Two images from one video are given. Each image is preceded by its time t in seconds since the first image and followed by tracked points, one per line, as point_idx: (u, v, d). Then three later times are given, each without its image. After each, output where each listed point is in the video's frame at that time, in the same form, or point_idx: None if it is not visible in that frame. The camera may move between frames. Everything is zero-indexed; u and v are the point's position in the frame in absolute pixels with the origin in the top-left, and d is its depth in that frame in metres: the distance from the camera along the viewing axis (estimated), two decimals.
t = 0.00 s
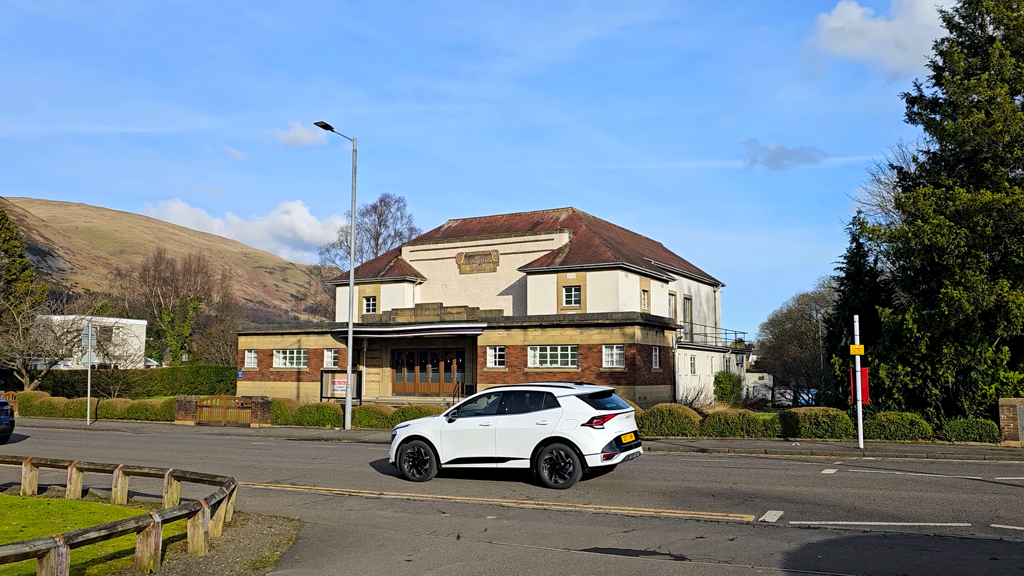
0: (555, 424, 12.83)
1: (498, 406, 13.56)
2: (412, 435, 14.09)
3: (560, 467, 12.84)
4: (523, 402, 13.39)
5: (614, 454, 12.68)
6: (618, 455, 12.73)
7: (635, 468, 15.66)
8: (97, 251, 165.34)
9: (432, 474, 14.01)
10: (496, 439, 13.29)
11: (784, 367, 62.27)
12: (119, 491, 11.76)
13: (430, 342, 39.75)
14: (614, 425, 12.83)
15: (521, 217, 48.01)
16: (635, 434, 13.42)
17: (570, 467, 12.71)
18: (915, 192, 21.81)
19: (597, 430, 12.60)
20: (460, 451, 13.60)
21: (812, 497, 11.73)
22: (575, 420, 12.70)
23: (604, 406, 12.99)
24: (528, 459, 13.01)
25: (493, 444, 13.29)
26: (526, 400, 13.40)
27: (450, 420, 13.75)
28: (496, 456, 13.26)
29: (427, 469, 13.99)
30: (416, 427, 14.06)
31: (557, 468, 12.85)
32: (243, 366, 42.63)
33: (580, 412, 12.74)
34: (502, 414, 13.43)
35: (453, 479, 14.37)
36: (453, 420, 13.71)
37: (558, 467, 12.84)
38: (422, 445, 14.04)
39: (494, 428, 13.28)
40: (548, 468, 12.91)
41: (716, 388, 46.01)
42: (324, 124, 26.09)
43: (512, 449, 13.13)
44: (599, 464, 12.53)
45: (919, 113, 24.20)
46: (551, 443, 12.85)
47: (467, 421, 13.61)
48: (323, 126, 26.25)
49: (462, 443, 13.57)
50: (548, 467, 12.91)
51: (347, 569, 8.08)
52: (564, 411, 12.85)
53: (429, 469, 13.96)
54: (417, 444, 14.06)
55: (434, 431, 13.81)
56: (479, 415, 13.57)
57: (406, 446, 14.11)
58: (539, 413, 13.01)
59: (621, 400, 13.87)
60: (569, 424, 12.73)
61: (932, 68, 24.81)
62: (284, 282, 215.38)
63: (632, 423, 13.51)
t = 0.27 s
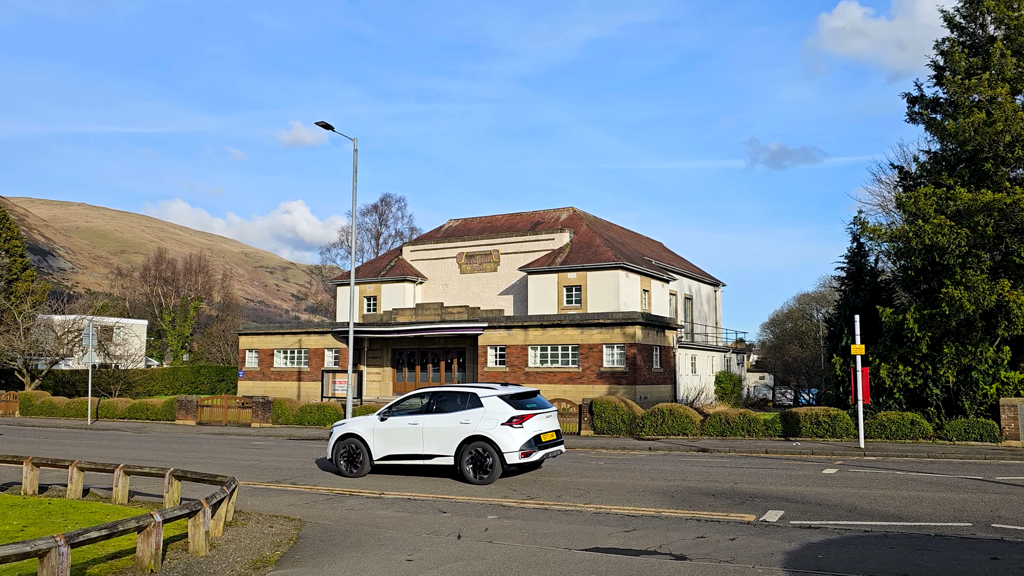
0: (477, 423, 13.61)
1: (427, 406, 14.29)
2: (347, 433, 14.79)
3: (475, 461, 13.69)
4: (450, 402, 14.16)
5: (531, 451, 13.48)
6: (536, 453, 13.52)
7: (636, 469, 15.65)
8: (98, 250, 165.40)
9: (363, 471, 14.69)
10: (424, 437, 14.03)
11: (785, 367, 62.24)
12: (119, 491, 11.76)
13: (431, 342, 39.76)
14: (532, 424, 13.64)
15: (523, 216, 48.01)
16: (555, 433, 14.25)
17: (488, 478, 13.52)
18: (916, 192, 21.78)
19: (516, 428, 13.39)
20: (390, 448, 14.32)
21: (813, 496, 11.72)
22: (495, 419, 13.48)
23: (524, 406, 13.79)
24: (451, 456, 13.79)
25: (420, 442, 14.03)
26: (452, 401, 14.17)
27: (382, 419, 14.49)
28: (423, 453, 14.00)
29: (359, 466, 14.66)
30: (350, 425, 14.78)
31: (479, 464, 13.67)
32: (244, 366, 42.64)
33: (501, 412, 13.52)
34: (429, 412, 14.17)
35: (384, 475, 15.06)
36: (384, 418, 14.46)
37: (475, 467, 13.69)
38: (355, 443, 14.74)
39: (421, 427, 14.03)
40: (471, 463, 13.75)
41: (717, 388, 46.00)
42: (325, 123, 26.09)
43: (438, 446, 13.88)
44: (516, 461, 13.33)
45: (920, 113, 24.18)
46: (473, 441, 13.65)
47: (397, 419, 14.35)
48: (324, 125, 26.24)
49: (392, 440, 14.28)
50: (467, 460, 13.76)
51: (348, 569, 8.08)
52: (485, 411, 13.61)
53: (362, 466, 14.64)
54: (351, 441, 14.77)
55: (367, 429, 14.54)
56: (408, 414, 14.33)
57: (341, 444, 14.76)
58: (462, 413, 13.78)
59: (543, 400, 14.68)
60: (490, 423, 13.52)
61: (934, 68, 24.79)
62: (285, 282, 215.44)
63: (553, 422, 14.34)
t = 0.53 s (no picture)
0: (405, 422, 14.34)
1: (362, 406, 15.03)
2: (289, 431, 15.57)
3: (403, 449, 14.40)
4: (383, 401, 14.89)
5: (457, 449, 14.17)
6: (462, 450, 14.22)
7: (637, 469, 15.67)
8: (99, 250, 165.39)
9: (303, 468, 15.45)
10: (358, 435, 14.77)
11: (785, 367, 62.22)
12: (120, 490, 11.78)
13: (431, 342, 39.77)
14: (458, 423, 14.34)
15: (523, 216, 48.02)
16: (483, 431, 14.94)
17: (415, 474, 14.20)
18: (917, 192, 21.75)
19: (441, 427, 14.11)
20: (327, 446, 15.09)
21: (814, 497, 11.71)
22: (422, 419, 14.19)
23: (450, 405, 14.50)
24: (383, 453, 14.52)
25: (354, 439, 14.79)
26: (385, 400, 14.90)
27: (320, 418, 15.27)
28: (357, 450, 14.75)
29: (298, 463, 15.41)
30: (292, 424, 15.57)
31: (407, 461, 14.37)
32: (244, 366, 42.65)
33: (427, 411, 14.23)
34: (363, 412, 14.94)
35: (325, 472, 15.81)
36: (322, 417, 15.22)
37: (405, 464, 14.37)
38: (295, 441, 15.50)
39: (355, 425, 14.78)
40: (399, 460, 14.44)
41: (718, 388, 46.00)
42: (325, 123, 26.09)
43: (370, 443, 14.63)
44: (442, 458, 14.02)
45: (921, 113, 24.17)
46: (401, 439, 14.37)
47: (334, 418, 15.11)
48: (324, 125, 26.23)
49: (329, 438, 15.04)
50: (397, 457, 14.46)
51: (348, 569, 8.08)
52: (414, 411, 14.32)
53: (302, 463, 15.38)
54: (291, 439, 15.53)
55: (306, 427, 15.33)
56: (345, 413, 15.08)
57: (282, 442, 15.45)
58: (393, 412, 14.51)
59: (475, 400, 15.39)
60: (417, 422, 14.24)
61: (934, 67, 24.78)
62: (285, 282, 215.48)
63: (482, 422, 15.05)
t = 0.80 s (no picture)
0: (340, 421, 14.92)
1: (302, 406, 15.60)
2: (233, 430, 16.12)
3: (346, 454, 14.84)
4: (322, 401, 15.47)
5: (390, 446, 14.77)
6: (394, 448, 14.82)
7: (638, 469, 15.70)
8: (100, 251, 165.43)
9: (246, 465, 16.00)
10: (297, 434, 15.34)
11: (786, 367, 62.24)
12: (121, 491, 11.78)
13: (432, 343, 39.78)
14: (391, 422, 14.93)
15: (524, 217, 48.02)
16: (418, 430, 15.53)
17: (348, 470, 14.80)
18: (918, 192, 21.72)
19: (374, 426, 14.70)
20: (269, 444, 15.65)
21: (815, 497, 11.70)
22: (356, 418, 14.78)
23: (384, 405, 15.08)
24: (319, 451, 15.10)
25: (294, 438, 15.35)
26: (324, 400, 15.47)
27: (262, 417, 15.83)
28: (296, 448, 15.32)
29: (242, 461, 15.96)
30: (236, 423, 16.13)
31: (342, 458, 14.94)
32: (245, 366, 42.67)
33: (362, 410, 14.81)
34: (302, 411, 15.51)
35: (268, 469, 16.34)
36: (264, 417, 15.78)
37: (335, 466, 14.99)
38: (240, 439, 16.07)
39: (294, 424, 15.34)
40: (335, 457, 15.00)
41: (719, 388, 46.03)
42: (325, 123, 26.09)
43: (309, 442, 15.19)
44: (374, 455, 14.61)
45: (922, 113, 24.15)
46: (337, 438, 14.94)
47: (275, 418, 15.67)
48: (324, 125, 26.23)
49: (270, 437, 15.59)
50: (333, 454, 15.02)
51: (349, 569, 8.08)
52: (349, 410, 14.89)
53: (244, 460, 15.93)
54: (236, 438, 16.09)
55: (249, 426, 15.89)
56: (286, 412, 15.65)
57: (226, 440, 16.02)
58: (329, 412, 15.08)
59: (410, 400, 15.96)
60: (351, 421, 14.82)
61: (935, 68, 24.76)
62: (286, 282, 215.53)
63: (416, 420, 15.63)
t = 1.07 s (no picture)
0: (281, 420, 15.63)
1: (246, 406, 16.26)
2: (182, 429, 16.73)
3: (290, 460, 15.46)
4: (265, 401, 16.16)
5: (328, 445, 15.51)
6: (332, 446, 15.56)
7: (639, 468, 15.72)
8: (101, 251, 165.47)
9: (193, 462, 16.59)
10: (241, 432, 16.01)
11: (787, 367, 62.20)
12: (122, 491, 11.78)
13: (433, 343, 39.79)
14: (330, 422, 15.68)
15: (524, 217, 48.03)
16: (356, 429, 16.28)
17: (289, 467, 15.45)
18: (919, 192, 21.70)
19: (313, 425, 15.44)
20: (214, 442, 16.29)
21: (816, 497, 11.70)
22: (296, 418, 15.50)
23: (323, 405, 15.82)
24: (261, 449, 15.78)
25: (238, 436, 16.01)
26: (267, 401, 16.16)
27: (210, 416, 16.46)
28: (240, 446, 15.99)
29: (190, 458, 16.54)
30: (185, 421, 16.73)
31: (282, 456, 15.63)
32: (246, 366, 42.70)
33: (302, 410, 15.55)
34: (247, 411, 16.18)
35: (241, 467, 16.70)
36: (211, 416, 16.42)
37: (277, 464, 15.66)
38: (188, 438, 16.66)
39: (239, 423, 16.01)
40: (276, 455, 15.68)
41: (719, 388, 46.06)
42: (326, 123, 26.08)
43: (251, 440, 15.87)
44: (313, 454, 15.36)
45: (923, 113, 24.13)
46: (278, 436, 15.65)
47: (222, 417, 16.31)
48: (324, 125, 26.21)
49: (216, 435, 16.22)
50: (274, 452, 15.70)
51: (350, 569, 8.08)
52: (289, 410, 15.61)
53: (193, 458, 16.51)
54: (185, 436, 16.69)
55: (197, 424, 16.52)
56: (232, 412, 16.30)
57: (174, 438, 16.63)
58: (271, 412, 15.78)
59: (350, 400, 16.72)
60: (292, 420, 15.55)
61: (936, 68, 24.73)
62: (287, 282, 215.59)
63: (355, 420, 16.41)
